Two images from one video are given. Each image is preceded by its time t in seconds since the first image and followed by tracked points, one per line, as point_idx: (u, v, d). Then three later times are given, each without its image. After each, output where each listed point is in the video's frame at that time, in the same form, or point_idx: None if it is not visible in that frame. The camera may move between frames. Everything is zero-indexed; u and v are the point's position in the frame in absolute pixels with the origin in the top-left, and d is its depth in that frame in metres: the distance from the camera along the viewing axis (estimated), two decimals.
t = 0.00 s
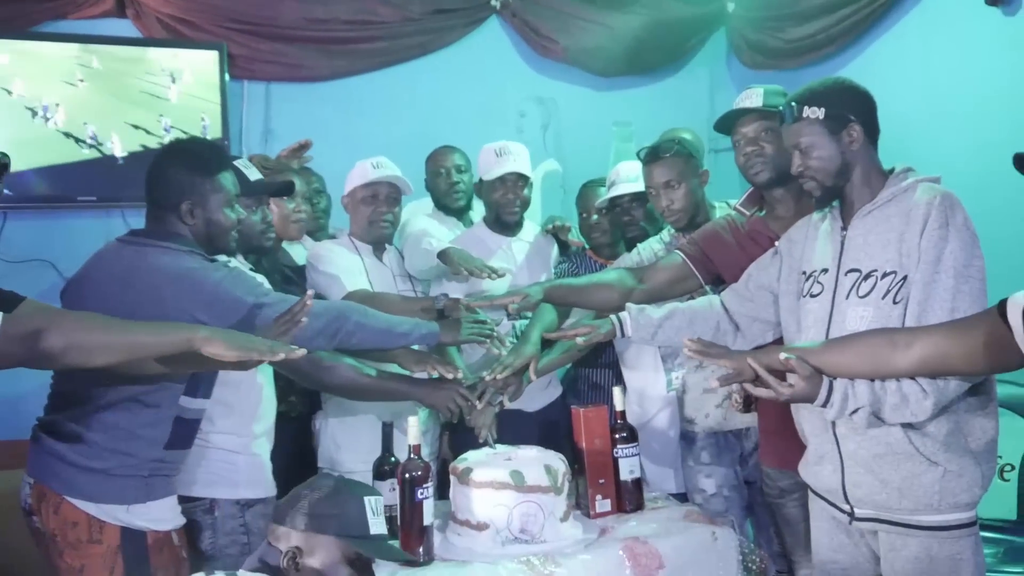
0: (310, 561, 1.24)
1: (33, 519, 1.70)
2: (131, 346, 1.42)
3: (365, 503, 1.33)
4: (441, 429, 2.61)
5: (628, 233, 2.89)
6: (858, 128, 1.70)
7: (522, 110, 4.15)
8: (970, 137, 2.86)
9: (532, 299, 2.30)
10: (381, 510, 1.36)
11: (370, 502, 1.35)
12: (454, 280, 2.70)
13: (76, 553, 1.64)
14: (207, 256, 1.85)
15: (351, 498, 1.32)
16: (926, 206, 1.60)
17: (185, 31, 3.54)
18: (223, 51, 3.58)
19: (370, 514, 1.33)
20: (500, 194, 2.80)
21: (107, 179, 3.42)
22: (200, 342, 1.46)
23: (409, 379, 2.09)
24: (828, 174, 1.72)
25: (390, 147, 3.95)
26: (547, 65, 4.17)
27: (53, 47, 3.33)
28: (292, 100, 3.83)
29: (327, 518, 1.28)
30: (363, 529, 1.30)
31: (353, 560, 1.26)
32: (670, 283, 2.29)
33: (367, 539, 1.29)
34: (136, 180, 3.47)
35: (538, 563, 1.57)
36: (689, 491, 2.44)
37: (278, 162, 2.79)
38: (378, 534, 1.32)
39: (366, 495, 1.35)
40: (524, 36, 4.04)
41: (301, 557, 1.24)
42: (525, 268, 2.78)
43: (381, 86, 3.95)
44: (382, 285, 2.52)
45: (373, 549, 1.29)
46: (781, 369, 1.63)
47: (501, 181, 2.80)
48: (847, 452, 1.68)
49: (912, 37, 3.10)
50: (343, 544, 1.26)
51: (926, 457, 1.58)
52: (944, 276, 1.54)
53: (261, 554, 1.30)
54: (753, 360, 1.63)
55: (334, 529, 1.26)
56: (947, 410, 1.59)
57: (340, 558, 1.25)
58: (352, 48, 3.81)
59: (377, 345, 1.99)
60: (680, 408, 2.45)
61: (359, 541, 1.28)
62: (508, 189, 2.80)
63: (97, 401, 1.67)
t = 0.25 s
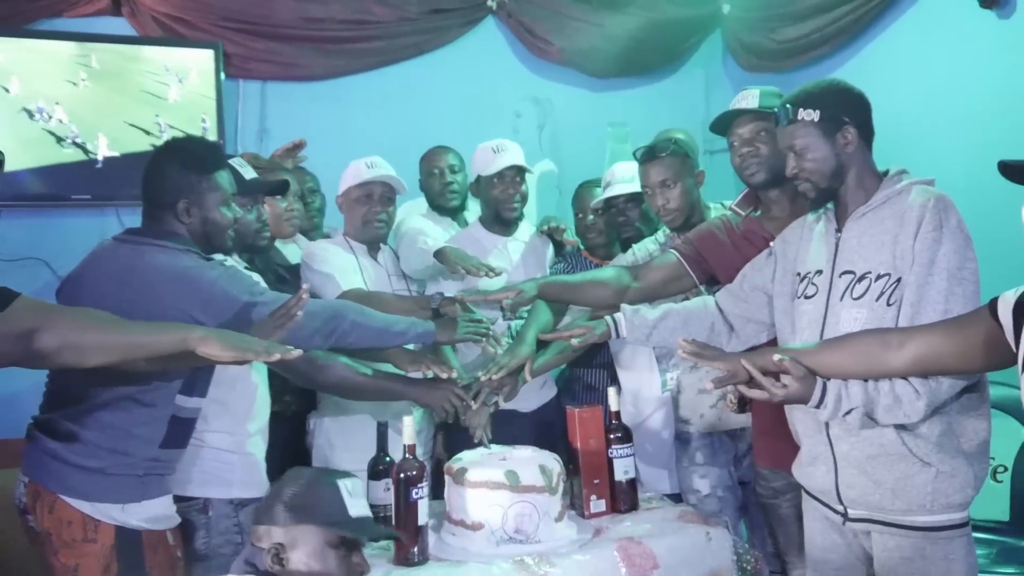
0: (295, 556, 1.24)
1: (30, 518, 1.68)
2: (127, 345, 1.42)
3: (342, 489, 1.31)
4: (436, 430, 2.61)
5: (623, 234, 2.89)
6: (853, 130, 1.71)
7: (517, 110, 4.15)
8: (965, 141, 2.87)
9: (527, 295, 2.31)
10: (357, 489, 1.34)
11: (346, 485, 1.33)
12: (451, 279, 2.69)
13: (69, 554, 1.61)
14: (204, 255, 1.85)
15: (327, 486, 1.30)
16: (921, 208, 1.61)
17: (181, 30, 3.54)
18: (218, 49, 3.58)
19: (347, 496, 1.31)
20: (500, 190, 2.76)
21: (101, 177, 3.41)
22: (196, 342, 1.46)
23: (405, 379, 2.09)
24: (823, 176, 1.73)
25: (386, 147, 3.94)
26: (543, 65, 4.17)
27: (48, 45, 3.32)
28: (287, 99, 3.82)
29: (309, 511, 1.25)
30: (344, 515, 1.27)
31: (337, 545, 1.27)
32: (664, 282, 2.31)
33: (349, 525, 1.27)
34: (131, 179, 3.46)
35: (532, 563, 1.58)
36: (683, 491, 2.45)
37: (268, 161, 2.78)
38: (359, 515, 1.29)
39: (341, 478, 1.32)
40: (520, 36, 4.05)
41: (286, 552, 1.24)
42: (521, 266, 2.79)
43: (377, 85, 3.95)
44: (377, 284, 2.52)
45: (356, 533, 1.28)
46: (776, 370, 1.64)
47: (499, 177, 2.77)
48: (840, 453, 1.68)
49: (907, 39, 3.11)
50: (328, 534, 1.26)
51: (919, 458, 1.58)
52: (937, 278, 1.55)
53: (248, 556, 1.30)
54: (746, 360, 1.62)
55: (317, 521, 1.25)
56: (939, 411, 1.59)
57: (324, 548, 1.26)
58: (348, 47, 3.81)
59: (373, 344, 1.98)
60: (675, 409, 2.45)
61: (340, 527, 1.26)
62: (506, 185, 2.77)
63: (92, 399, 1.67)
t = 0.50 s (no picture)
0: (287, 537, 1.25)
1: (25, 519, 1.66)
2: (122, 345, 1.42)
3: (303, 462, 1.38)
4: (432, 429, 2.61)
5: (620, 234, 2.89)
6: (849, 131, 1.72)
7: (513, 110, 4.15)
8: (960, 140, 2.88)
9: (524, 294, 2.32)
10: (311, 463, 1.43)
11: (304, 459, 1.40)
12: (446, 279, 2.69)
13: (65, 555, 1.61)
14: (200, 254, 1.84)
15: (290, 466, 1.33)
16: (917, 208, 1.62)
17: (176, 29, 3.53)
18: (213, 48, 3.57)
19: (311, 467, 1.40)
20: (493, 184, 2.79)
21: (95, 176, 3.39)
22: (191, 342, 1.45)
23: (401, 379, 2.07)
24: (818, 176, 1.73)
25: (381, 146, 3.94)
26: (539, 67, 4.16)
27: (37, 44, 3.30)
28: (283, 98, 3.81)
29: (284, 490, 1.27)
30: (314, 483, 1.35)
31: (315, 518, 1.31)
32: (660, 282, 2.31)
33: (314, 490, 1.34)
34: (126, 178, 3.45)
35: (527, 563, 1.56)
36: (680, 491, 2.45)
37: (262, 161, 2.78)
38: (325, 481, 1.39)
39: (297, 452, 1.41)
40: (516, 36, 4.05)
41: (276, 537, 1.24)
42: (517, 265, 2.79)
43: (372, 85, 3.94)
44: (373, 283, 2.52)
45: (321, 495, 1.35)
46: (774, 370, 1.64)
47: (493, 169, 2.80)
48: (837, 453, 1.69)
49: (903, 41, 3.12)
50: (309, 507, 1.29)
51: (915, 458, 1.59)
52: (933, 277, 1.56)
53: (214, 551, 1.27)
54: (743, 360, 1.63)
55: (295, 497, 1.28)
56: (935, 410, 1.60)
57: (308, 522, 1.29)
58: (343, 47, 3.80)
59: (368, 343, 1.97)
60: (671, 408, 2.46)
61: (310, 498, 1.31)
62: (500, 179, 2.80)
63: (88, 398, 1.66)
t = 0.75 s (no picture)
0: (267, 526, 1.33)
1: (26, 517, 1.68)
2: (122, 344, 1.41)
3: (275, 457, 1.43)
4: (434, 428, 2.60)
5: (621, 232, 2.88)
6: (852, 128, 1.71)
7: (514, 108, 4.15)
8: (963, 137, 2.87)
9: (525, 294, 2.31)
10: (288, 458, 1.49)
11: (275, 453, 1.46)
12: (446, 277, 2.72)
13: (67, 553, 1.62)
14: (201, 253, 1.84)
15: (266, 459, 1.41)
16: (920, 205, 1.61)
17: (176, 27, 3.53)
18: (215, 47, 3.57)
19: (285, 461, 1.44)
20: (491, 177, 2.80)
21: (96, 175, 3.39)
22: (191, 339, 1.44)
23: (403, 377, 2.07)
24: (821, 173, 1.73)
25: (382, 145, 3.94)
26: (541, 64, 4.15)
27: (36, 43, 3.29)
28: (284, 97, 3.81)
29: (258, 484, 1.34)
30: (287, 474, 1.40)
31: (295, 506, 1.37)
32: (662, 280, 2.30)
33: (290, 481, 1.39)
34: (127, 177, 3.45)
35: (530, 562, 1.55)
36: (682, 489, 2.45)
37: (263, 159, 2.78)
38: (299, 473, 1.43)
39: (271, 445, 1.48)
40: (517, 35, 4.05)
41: (258, 527, 1.32)
42: (520, 263, 2.78)
43: (373, 83, 3.94)
44: (375, 280, 2.51)
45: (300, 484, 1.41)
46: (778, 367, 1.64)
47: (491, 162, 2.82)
48: (839, 450, 1.68)
49: (905, 39, 3.11)
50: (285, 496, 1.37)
51: (918, 455, 1.58)
52: (938, 274, 1.55)
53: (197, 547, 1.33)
54: (748, 358, 1.63)
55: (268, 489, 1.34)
56: (939, 408, 1.59)
57: (287, 510, 1.36)
58: (344, 45, 3.80)
59: (370, 341, 1.98)
60: (673, 406, 2.46)
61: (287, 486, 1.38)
62: (498, 172, 2.81)
63: (88, 397, 1.66)
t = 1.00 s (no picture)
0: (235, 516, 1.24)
1: (21, 518, 1.65)
2: (115, 342, 1.41)
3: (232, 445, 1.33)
4: (430, 425, 2.59)
5: (618, 228, 2.88)
6: (848, 122, 1.71)
7: (509, 105, 4.14)
8: (959, 132, 2.87)
9: (521, 290, 2.30)
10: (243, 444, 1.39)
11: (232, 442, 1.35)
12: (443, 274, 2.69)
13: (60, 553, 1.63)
14: (194, 250, 1.84)
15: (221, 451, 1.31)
16: (916, 199, 1.61)
17: (170, 25, 3.53)
18: (209, 45, 3.55)
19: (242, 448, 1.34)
20: (485, 172, 2.81)
21: (90, 174, 3.35)
22: (183, 338, 1.43)
23: (399, 375, 2.09)
24: (817, 168, 1.73)
25: (377, 142, 3.93)
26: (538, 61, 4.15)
27: (30, 42, 3.27)
28: (278, 94, 3.81)
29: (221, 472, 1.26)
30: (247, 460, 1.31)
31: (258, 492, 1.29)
32: (658, 276, 2.30)
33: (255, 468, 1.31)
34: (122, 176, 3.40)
35: (525, 558, 1.57)
36: (678, 485, 2.44)
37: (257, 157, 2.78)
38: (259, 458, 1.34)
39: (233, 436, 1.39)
40: (512, 31, 4.04)
41: (225, 518, 1.24)
42: (515, 260, 2.78)
43: (368, 81, 3.93)
44: (370, 278, 2.50)
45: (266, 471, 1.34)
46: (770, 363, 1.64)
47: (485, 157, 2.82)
48: (836, 444, 1.68)
49: (900, 34, 3.11)
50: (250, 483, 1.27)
51: (914, 449, 1.58)
52: (933, 268, 1.54)
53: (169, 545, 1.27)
54: (744, 353, 1.63)
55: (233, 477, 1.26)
56: (935, 402, 1.59)
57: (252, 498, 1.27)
58: (338, 42, 3.78)
59: (364, 338, 1.99)
60: (670, 402, 2.46)
61: (250, 474, 1.30)
62: (492, 168, 2.82)
63: (82, 396, 1.66)
